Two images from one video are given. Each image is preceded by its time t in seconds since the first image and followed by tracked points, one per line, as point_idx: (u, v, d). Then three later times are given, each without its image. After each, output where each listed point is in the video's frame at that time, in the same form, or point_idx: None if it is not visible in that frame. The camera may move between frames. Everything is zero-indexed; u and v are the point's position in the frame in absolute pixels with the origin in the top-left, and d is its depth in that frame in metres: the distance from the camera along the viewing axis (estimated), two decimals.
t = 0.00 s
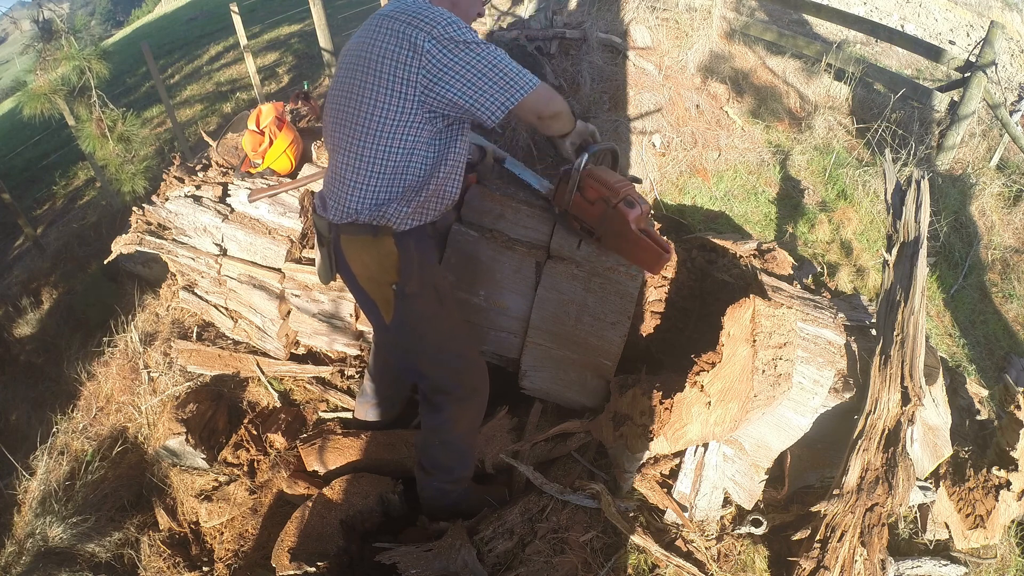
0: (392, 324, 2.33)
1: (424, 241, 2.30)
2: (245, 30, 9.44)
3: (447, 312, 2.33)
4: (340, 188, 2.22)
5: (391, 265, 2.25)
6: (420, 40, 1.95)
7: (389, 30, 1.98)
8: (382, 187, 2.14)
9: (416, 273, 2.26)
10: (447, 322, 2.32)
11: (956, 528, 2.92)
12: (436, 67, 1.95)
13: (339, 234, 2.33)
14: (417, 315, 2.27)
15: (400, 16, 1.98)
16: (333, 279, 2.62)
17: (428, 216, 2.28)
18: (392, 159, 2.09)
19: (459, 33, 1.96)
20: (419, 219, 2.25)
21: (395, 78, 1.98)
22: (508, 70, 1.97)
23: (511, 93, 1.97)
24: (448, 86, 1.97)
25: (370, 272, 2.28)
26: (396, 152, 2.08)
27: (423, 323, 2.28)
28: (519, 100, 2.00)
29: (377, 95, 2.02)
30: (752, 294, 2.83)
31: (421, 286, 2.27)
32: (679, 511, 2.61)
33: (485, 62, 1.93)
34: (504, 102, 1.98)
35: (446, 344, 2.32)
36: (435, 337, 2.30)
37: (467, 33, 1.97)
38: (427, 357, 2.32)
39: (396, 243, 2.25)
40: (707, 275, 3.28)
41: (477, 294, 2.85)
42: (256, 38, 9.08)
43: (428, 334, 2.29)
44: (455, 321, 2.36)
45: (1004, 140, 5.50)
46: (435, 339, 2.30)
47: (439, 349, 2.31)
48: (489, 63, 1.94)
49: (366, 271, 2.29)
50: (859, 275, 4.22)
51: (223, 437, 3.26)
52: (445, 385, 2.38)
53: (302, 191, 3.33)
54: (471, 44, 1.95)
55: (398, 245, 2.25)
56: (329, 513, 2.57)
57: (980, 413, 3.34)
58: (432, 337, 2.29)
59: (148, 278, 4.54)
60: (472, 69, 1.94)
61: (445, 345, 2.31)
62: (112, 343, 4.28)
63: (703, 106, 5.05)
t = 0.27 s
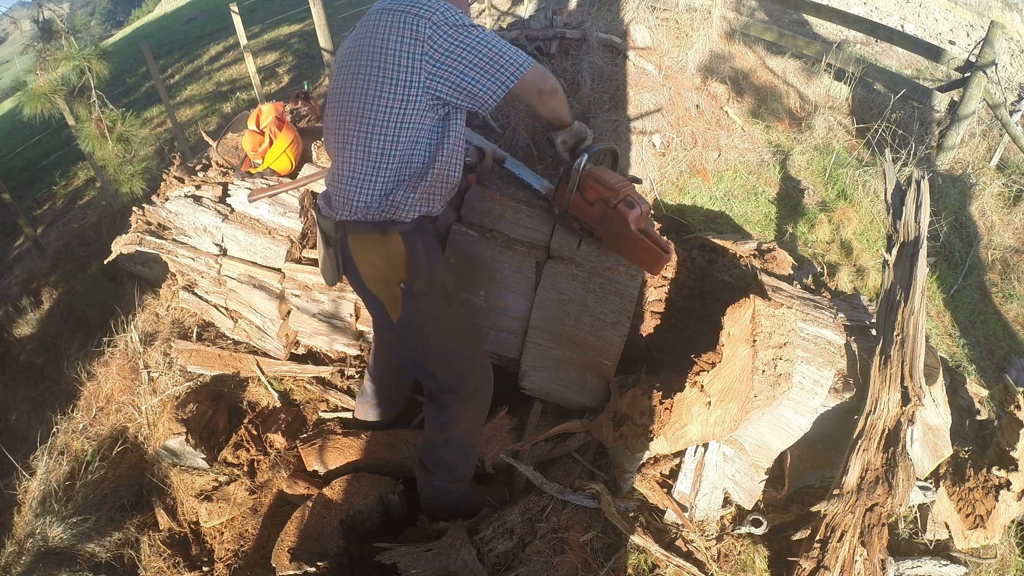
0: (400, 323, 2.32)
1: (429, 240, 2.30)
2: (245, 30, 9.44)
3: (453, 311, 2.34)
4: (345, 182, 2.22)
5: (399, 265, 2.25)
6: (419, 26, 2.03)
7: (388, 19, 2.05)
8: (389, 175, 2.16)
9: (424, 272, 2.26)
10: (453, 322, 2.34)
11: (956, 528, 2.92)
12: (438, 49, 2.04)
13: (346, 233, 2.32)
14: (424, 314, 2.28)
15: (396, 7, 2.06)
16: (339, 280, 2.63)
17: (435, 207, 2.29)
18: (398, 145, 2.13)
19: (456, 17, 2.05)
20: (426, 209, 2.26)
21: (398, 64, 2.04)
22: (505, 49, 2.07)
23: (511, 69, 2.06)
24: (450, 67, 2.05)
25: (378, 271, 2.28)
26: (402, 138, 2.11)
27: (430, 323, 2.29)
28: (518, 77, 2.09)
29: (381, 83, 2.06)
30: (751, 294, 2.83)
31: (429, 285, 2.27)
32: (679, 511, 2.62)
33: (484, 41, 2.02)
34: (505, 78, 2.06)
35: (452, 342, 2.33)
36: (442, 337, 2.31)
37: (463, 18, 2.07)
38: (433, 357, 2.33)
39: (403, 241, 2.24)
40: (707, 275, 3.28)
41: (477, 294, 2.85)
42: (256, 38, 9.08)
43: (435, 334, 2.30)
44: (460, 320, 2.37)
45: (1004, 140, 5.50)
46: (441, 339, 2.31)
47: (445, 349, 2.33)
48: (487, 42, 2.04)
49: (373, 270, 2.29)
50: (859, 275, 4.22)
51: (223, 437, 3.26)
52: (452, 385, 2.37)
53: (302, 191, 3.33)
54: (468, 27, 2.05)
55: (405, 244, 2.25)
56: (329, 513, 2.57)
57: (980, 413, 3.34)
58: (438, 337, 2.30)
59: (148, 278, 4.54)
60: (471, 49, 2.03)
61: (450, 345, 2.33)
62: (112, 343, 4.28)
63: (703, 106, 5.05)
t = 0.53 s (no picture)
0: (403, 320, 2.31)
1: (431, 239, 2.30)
2: (245, 30, 9.44)
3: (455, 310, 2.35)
4: (345, 176, 2.20)
5: (403, 261, 2.25)
6: (418, 16, 2.07)
7: (388, 11, 2.09)
8: (390, 166, 2.15)
9: (427, 270, 2.27)
10: (455, 321, 2.34)
11: (956, 528, 2.92)
12: (438, 39, 2.07)
13: (350, 230, 2.32)
14: (427, 312, 2.27)
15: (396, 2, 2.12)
16: (339, 282, 2.60)
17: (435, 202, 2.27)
18: (398, 134, 2.12)
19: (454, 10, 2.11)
20: (427, 202, 2.25)
21: (398, 54, 2.07)
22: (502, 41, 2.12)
23: (509, 57, 2.08)
24: (450, 56, 2.08)
25: (381, 268, 2.27)
26: (403, 127, 2.11)
27: (432, 321, 2.29)
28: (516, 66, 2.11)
29: (381, 73, 2.08)
30: (751, 294, 2.83)
31: (432, 282, 2.28)
32: (679, 511, 2.62)
33: (483, 31, 2.06)
34: (503, 66, 2.08)
35: (455, 340, 2.33)
36: (445, 334, 2.31)
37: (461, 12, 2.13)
38: (435, 355, 2.33)
39: (407, 237, 2.24)
40: (707, 275, 3.28)
41: (477, 294, 2.85)
42: (256, 38, 9.08)
43: (438, 331, 2.30)
44: (462, 319, 2.38)
45: (1004, 140, 5.50)
46: (444, 337, 2.31)
47: (448, 346, 2.33)
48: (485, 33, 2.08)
49: (376, 267, 2.28)
50: (859, 275, 4.22)
51: (223, 437, 3.26)
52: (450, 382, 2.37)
53: (302, 191, 3.32)
54: (466, 19, 2.10)
55: (409, 242, 2.25)
56: (329, 513, 2.56)
57: (980, 413, 3.34)
58: (441, 335, 2.31)
59: (148, 278, 4.54)
60: (470, 38, 2.07)
61: (453, 343, 2.33)
62: (112, 343, 4.28)
63: (703, 106, 5.05)
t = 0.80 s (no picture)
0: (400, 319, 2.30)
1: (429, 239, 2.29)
2: (245, 30, 9.44)
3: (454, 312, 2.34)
4: (343, 172, 2.21)
5: (400, 261, 2.23)
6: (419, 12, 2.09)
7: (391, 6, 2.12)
8: (387, 162, 2.15)
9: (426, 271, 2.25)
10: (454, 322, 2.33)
11: (956, 528, 2.92)
12: (436, 37, 2.09)
13: (346, 228, 2.29)
14: (425, 311, 2.26)
15: None
16: (337, 280, 2.60)
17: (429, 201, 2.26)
18: (396, 130, 2.13)
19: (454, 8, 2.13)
20: (424, 200, 2.25)
21: (398, 49, 2.08)
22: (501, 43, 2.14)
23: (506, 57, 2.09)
24: (448, 54, 2.09)
25: (377, 266, 2.25)
26: (400, 124, 2.12)
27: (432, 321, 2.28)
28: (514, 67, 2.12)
29: (379, 69, 2.09)
30: (751, 294, 2.83)
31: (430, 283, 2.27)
32: (679, 511, 2.61)
33: (480, 29, 2.07)
34: (501, 65, 2.08)
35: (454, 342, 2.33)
36: (442, 335, 2.30)
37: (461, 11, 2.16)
38: (434, 355, 2.32)
39: (403, 236, 2.23)
40: (707, 275, 3.28)
41: (477, 294, 2.84)
42: (256, 38, 9.08)
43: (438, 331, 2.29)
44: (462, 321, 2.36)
45: (1004, 140, 5.50)
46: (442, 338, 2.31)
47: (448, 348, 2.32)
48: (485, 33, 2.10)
49: (373, 266, 2.26)
50: (859, 275, 4.22)
51: (223, 437, 3.26)
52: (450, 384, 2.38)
53: (302, 191, 3.32)
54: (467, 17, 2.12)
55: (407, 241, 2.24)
56: (329, 513, 2.56)
57: (980, 413, 3.34)
58: (441, 336, 2.30)
59: (148, 278, 4.54)
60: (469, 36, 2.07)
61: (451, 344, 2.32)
62: (112, 343, 4.27)
63: (703, 106, 5.05)
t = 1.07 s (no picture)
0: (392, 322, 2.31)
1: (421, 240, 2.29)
2: (245, 30, 9.44)
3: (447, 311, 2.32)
4: (328, 180, 2.23)
5: (389, 263, 2.23)
6: (396, 26, 2.02)
7: (370, 18, 2.06)
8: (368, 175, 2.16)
9: (414, 271, 2.24)
10: (447, 321, 2.31)
11: (956, 528, 2.92)
12: (412, 51, 2.02)
13: (337, 233, 2.31)
14: (418, 313, 2.26)
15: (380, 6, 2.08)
16: (332, 280, 2.62)
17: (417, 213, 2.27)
18: (375, 147, 2.12)
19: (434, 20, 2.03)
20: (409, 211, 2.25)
21: (375, 67, 2.05)
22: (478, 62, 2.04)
23: (478, 82, 2.00)
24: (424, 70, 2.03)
25: (367, 270, 2.27)
26: (379, 138, 2.11)
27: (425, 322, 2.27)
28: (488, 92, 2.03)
29: (359, 81, 2.06)
30: (752, 294, 2.83)
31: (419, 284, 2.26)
32: (679, 511, 2.61)
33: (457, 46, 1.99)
34: (472, 92, 2.00)
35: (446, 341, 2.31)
36: (432, 335, 2.29)
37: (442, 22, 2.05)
38: (427, 355, 2.31)
39: (392, 238, 2.23)
40: (707, 275, 3.28)
41: (477, 294, 2.84)
42: (257, 38, 9.08)
43: (430, 332, 2.28)
44: (454, 320, 2.35)
45: (1004, 140, 5.50)
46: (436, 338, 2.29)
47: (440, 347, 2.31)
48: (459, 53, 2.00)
49: (364, 269, 2.27)
50: (859, 275, 4.22)
51: (223, 437, 3.26)
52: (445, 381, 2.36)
53: (302, 191, 3.32)
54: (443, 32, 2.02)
55: (396, 242, 2.24)
56: (329, 513, 2.56)
57: (980, 413, 3.34)
58: (433, 335, 2.28)
59: (148, 278, 4.54)
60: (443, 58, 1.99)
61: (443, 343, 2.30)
62: (112, 343, 4.27)
63: (703, 106, 5.05)
